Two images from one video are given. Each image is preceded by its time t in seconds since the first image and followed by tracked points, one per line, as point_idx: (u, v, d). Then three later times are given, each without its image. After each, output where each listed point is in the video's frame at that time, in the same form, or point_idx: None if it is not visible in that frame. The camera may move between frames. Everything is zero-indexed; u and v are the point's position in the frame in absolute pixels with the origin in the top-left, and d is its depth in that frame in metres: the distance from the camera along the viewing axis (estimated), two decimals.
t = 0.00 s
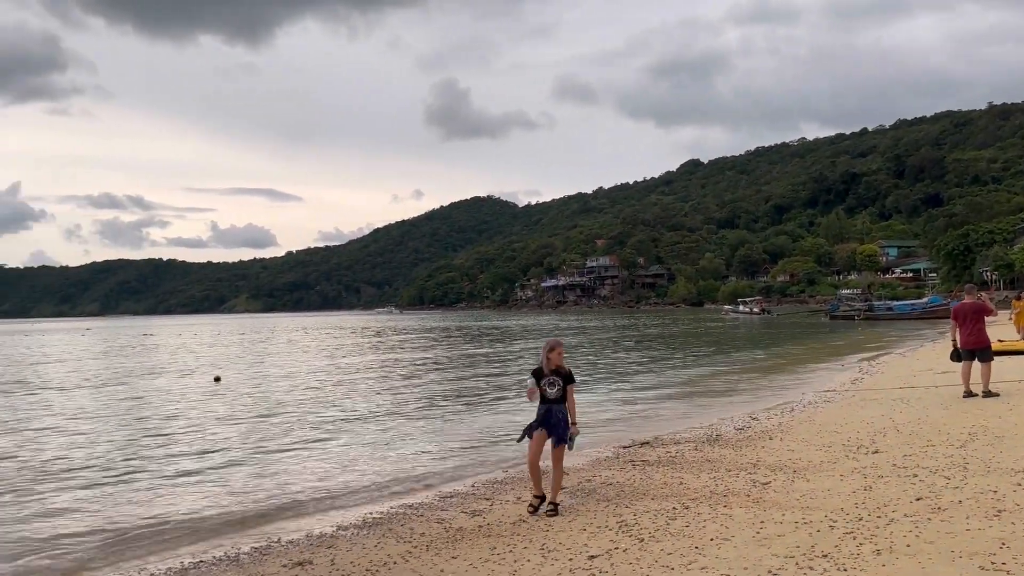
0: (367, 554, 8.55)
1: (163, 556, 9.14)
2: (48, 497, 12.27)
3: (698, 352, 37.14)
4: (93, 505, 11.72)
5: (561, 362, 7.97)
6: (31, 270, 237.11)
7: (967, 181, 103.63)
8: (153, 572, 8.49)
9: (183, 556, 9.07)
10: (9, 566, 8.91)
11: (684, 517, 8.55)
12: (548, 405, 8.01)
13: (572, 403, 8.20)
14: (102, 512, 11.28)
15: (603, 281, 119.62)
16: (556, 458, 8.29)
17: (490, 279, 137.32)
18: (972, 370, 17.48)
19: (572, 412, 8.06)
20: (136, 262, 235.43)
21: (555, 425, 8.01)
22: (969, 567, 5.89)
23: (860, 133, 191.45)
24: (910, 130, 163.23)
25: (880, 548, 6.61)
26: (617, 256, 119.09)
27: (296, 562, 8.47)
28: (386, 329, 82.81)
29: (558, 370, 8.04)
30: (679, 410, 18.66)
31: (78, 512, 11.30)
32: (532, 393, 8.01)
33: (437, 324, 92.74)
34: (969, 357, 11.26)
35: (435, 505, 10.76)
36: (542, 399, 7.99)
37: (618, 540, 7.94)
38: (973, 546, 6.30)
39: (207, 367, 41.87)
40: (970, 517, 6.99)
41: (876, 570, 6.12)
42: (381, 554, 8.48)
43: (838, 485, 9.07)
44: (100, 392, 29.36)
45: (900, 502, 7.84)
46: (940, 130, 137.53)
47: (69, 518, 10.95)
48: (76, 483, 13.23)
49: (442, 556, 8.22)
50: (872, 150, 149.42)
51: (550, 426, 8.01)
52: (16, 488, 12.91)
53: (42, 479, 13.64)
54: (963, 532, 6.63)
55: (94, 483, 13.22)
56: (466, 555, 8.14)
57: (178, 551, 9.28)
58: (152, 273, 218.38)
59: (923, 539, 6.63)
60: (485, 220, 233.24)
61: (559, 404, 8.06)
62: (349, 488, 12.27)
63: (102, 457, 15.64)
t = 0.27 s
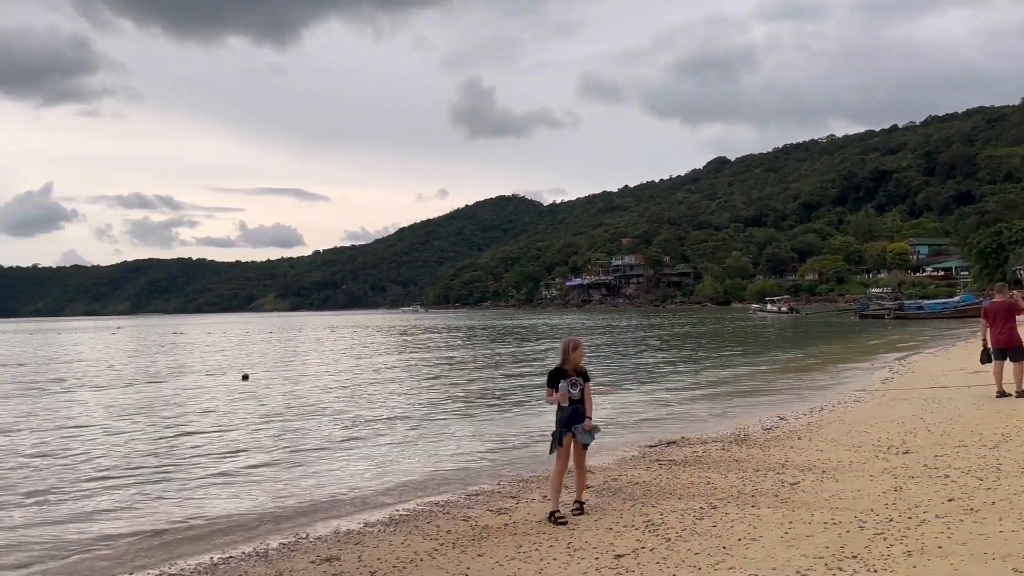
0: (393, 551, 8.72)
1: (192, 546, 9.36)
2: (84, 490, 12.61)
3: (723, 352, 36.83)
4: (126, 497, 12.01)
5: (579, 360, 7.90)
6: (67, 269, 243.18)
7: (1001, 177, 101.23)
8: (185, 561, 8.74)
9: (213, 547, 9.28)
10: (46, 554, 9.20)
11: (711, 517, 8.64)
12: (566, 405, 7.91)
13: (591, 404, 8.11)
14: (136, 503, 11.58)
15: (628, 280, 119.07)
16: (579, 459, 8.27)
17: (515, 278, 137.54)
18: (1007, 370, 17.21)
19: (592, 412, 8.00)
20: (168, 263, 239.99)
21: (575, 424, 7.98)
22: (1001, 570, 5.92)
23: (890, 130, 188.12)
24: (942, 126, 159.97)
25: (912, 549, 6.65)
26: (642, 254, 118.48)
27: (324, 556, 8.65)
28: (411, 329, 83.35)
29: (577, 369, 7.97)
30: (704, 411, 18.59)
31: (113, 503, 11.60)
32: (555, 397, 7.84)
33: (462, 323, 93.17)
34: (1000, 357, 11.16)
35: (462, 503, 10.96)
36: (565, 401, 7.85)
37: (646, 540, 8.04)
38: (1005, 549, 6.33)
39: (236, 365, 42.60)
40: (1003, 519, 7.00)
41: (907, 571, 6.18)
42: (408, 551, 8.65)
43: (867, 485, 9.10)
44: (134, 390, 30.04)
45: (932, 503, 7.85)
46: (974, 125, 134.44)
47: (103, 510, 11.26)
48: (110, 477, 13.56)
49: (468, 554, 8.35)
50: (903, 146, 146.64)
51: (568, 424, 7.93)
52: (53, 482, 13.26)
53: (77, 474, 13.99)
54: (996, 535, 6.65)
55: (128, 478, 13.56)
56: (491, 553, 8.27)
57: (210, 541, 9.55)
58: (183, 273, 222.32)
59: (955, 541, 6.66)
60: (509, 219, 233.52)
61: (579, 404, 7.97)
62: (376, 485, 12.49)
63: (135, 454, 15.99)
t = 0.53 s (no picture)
0: (420, 549, 8.93)
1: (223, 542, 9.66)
2: (121, 486, 12.98)
3: (751, 352, 36.44)
4: (159, 493, 12.32)
5: (597, 356, 8.02)
6: (102, 268, 248.97)
7: None
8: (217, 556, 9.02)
9: (243, 542, 9.58)
10: (84, 548, 9.53)
11: (739, 517, 8.71)
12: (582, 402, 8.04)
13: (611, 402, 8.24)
14: (169, 500, 11.89)
15: (654, 279, 118.33)
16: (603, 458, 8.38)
17: (540, 277, 137.66)
18: None
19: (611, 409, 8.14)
20: (199, 264, 244.34)
21: (599, 423, 8.08)
22: None
23: (923, 126, 184.21)
24: (977, 121, 156.31)
25: (944, 551, 6.68)
26: (669, 253, 117.76)
27: (352, 553, 8.88)
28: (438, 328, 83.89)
29: (594, 367, 8.09)
30: (731, 412, 18.49)
31: (146, 500, 11.92)
32: (586, 396, 7.94)
33: (488, 322, 93.51)
34: None
35: (491, 502, 11.15)
36: (594, 398, 7.94)
37: (674, 540, 8.13)
38: None
39: (265, 364, 43.21)
40: None
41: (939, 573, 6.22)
42: (436, 549, 8.85)
43: (898, 487, 9.10)
44: (168, 389, 30.70)
45: (964, 505, 7.86)
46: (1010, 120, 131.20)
47: (138, 506, 11.60)
48: (144, 474, 13.90)
49: (495, 553, 8.50)
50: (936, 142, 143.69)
51: (588, 423, 8.04)
52: (91, 479, 13.64)
53: (113, 470, 14.37)
54: None
55: (161, 475, 13.86)
56: (518, 552, 8.41)
57: (241, 536, 9.85)
58: (214, 273, 226.20)
59: (987, 544, 6.69)
60: (535, 218, 233.53)
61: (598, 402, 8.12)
62: (402, 484, 12.72)
63: (168, 451, 16.35)
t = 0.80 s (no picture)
0: (447, 548, 9.13)
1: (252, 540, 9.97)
2: (159, 486, 13.33)
3: (778, 352, 36.08)
4: (196, 493, 12.67)
5: (624, 357, 8.06)
6: (136, 269, 254.17)
7: None
8: (246, 556, 9.31)
9: (271, 541, 9.86)
10: (120, 547, 9.85)
11: (767, 518, 8.79)
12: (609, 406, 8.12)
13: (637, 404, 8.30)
14: (205, 499, 12.22)
15: (680, 278, 117.61)
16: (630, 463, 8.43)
17: (566, 277, 137.61)
18: None
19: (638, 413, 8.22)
20: (229, 264, 248.39)
21: (628, 425, 8.18)
22: None
23: (956, 122, 180.35)
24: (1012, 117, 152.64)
25: (978, 554, 6.74)
26: (696, 252, 116.93)
27: (379, 552, 9.11)
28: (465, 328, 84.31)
29: (620, 368, 8.13)
30: (760, 412, 18.41)
31: (182, 500, 12.22)
32: (620, 399, 7.99)
33: (514, 322, 93.75)
34: None
35: (518, 501, 11.33)
36: (626, 401, 8.02)
37: (701, 541, 8.21)
38: None
39: (293, 364, 43.85)
40: None
41: None
42: (463, 548, 9.05)
43: (930, 488, 9.12)
44: (202, 388, 31.36)
45: (998, 508, 7.89)
46: None
47: (172, 506, 11.94)
48: (178, 474, 14.22)
49: (522, 553, 8.67)
50: (970, 137, 140.65)
51: (615, 426, 8.14)
52: (126, 479, 14.03)
53: (147, 470, 14.76)
54: None
55: (193, 475, 14.20)
56: (545, 551, 8.57)
57: (270, 535, 10.15)
58: (243, 273, 229.67)
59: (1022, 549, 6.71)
60: (560, 218, 233.24)
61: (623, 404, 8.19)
62: (429, 484, 12.93)
63: (200, 452, 16.71)
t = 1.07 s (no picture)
0: (473, 548, 9.28)
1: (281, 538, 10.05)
2: (196, 482, 13.71)
3: (806, 352, 35.68)
4: (233, 489, 13.01)
5: (662, 357, 8.12)
6: (168, 269, 259.05)
7: None
8: (276, 552, 9.43)
9: (301, 538, 9.98)
10: (163, 539, 10.20)
11: (796, 520, 8.88)
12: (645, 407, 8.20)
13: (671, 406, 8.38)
14: (241, 495, 12.56)
15: (707, 278, 116.62)
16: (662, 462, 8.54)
17: (591, 277, 137.22)
18: None
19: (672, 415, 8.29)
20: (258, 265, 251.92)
21: (664, 427, 8.28)
22: None
23: (990, 117, 176.51)
24: None
25: (1012, 559, 6.81)
26: (723, 251, 115.89)
27: (407, 551, 9.26)
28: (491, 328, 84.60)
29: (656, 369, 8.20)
30: (789, 413, 18.35)
31: (220, 495, 12.58)
32: (657, 399, 8.09)
33: (540, 322, 93.90)
34: None
35: (546, 501, 11.51)
36: (663, 402, 8.12)
37: (730, 541, 8.31)
38: None
39: (321, 364, 44.36)
40: None
41: None
42: (490, 547, 9.22)
43: (963, 491, 9.15)
44: (234, 388, 31.96)
45: None
46: None
47: (210, 500, 12.29)
48: (215, 471, 14.61)
49: (548, 552, 8.82)
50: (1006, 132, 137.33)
51: (651, 427, 8.24)
52: (164, 476, 14.43)
53: (181, 468, 15.03)
54: None
55: (226, 473, 14.43)
56: (572, 551, 8.71)
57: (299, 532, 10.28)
58: (272, 273, 232.70)
59: None
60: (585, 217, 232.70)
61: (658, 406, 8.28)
62: (458, 483, 13.06)
63: (232, 451, 16.99)
